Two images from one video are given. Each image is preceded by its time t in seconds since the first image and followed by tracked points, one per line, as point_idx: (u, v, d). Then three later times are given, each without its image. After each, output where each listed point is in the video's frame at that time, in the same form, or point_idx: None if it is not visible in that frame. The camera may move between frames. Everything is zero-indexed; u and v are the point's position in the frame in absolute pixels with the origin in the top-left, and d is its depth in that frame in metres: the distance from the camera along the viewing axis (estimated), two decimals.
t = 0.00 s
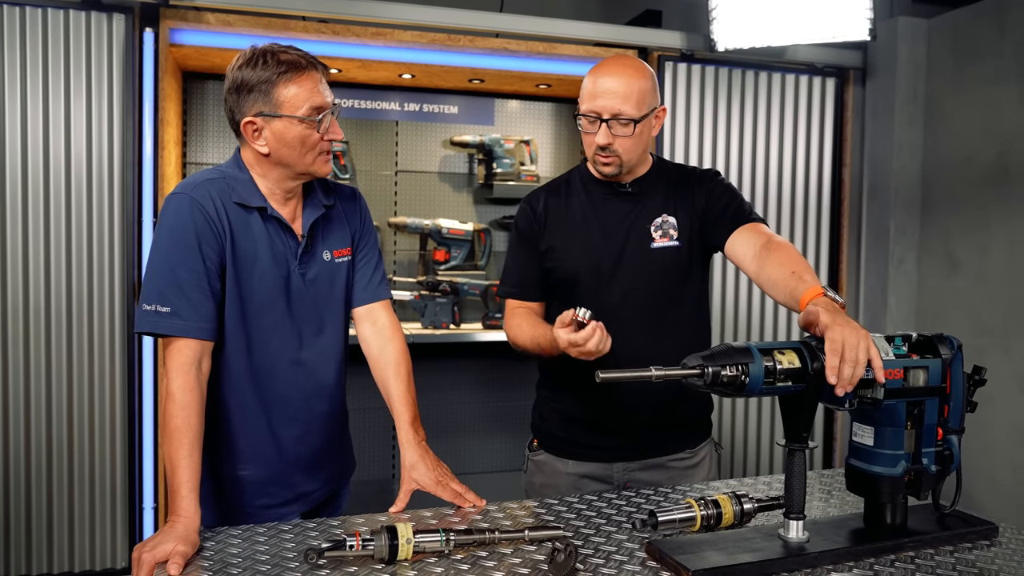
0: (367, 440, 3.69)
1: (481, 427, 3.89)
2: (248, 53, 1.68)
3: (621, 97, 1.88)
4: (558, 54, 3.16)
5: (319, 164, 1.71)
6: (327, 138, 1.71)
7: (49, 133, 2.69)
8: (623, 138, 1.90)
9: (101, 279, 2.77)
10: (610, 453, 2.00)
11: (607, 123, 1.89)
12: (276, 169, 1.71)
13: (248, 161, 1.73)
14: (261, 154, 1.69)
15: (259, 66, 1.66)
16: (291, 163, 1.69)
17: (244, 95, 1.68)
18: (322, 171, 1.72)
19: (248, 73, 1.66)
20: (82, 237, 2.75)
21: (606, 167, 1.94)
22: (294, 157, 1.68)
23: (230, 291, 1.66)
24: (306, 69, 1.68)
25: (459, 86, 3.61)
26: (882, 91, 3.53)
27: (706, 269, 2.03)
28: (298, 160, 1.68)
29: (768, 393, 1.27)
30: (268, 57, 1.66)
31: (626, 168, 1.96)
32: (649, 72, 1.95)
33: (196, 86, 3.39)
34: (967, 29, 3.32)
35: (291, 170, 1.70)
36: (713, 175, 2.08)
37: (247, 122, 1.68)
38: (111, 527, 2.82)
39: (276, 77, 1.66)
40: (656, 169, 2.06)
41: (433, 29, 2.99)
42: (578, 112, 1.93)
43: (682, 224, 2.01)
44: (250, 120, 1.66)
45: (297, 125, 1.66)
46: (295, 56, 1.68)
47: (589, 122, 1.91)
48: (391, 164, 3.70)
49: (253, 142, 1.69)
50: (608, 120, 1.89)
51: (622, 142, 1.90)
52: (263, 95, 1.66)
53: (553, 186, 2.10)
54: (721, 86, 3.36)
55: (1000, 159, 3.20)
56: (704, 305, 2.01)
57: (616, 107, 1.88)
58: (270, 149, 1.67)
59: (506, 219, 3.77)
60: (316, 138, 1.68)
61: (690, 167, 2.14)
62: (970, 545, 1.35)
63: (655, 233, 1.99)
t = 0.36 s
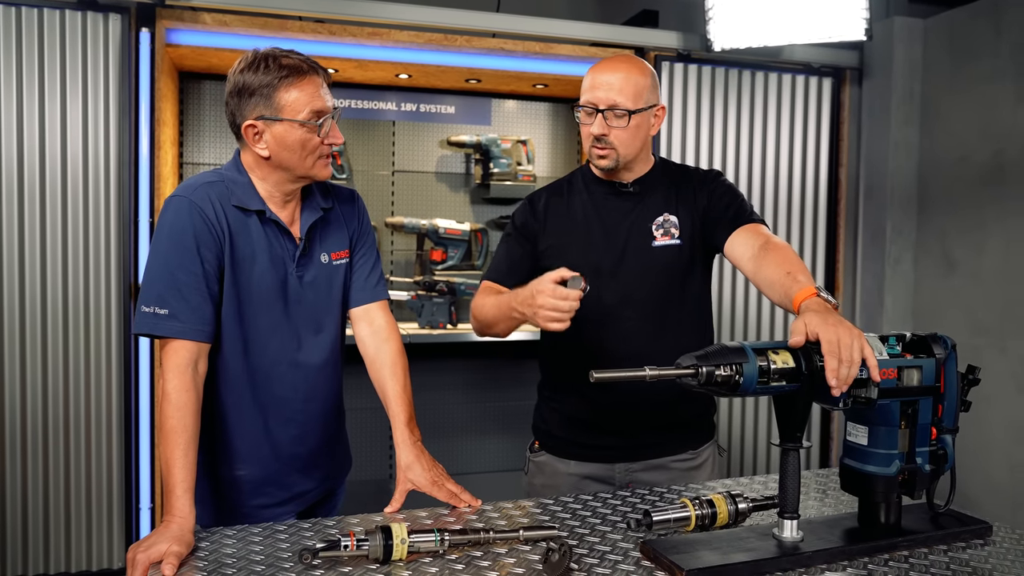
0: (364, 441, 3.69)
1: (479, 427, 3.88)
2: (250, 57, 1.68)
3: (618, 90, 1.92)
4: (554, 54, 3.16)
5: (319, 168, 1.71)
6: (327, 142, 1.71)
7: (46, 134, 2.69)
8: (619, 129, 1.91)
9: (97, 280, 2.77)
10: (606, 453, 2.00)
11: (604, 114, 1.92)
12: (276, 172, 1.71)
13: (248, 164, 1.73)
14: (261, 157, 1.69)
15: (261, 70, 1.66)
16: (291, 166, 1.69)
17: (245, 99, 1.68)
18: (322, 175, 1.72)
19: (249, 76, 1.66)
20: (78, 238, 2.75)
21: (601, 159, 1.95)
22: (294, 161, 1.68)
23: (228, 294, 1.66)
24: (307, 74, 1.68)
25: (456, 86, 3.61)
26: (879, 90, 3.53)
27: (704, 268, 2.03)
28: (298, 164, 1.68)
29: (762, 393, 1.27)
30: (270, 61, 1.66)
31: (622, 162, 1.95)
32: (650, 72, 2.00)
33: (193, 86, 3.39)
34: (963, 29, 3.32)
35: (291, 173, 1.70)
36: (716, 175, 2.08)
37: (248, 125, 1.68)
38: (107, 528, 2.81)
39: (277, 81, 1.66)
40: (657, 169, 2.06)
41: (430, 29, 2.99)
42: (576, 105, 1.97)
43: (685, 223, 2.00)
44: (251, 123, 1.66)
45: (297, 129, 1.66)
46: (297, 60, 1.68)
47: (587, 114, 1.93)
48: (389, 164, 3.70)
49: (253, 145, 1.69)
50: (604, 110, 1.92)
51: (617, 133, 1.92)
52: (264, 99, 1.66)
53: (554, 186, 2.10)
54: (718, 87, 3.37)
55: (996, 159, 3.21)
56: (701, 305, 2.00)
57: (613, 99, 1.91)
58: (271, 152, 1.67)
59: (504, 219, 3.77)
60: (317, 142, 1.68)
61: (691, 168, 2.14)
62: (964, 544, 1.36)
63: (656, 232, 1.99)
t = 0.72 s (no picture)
0: (361, 440, 3.69)
1: (476, 427, 3.89)
2: (240, 57, 1.68)
3: (600, 80, 2.01)
4: (551, 54, 3.16)
5: (309, 168, 1.71)
6: (316, 142, 1.71)
7: (42, 133, 2.69)
8: (593, 116, 1.99)
9: (94, 279, 2.77)
10: (602, 452, 2.00)
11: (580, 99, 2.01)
12: (266, 172, 1.71)
13: (238, 163, 1.74)
14: (250, 156, 1.69)
15: (250, 70, 1.67)
16: (280, 166, 1.68)
17: (234, 98, 1.68)
18: (311, 175, 1.72)
19: (239, 76, 1.67)
20: (75, 237, 2.75)
21: (579, 146, 2.03)
22: (283, 160, 1.67)
23: (219, 293, 1.67)
24: (297, 73, 1.69)
25: (454, 85, 3.62)
26: (875, 90, 3.54)
27: (704, 270, 2.02)
28: (287, 164, 1.68)
29: (756, 393, 1.27)
30: (259, 61, 1.67)
31: (598, 151, 2.00)
32: (643, 70, 2.05)
33: (190, 86, 3.39)
34: (959, 30, 3.33)
35: (280, 173, 1.70)
36: (718, 175, 2.05)
37: (237, 124, 1.68)
38: (105, 527, 2.81)
39: (266, 80, 1.67)
40: (656, 166, 2.07)
41: (427, 29, 2.99)
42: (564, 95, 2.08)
43: (683, 223, 2.00)
44: (240, 122, 1.67)
45: (287, 128, 1.67)
46: (286, 60, 1.69)
47: (567, 100, 2.03)
48: (386, 163, 3.70)
49: (242, 144, 1.69)
50: (583, 97, 2.00)
51: (590, 119, 1.99)
52: (253, 98, 1.67)
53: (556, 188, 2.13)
54: (715, 86, 3.37)
55: (992, 159, 3.21)
56: (697, 305, 2.00)
57: (593, 87, 2.00)
58: (260, 151, 1.67)
59: (501, 219, 3.77)
60: (306, 142, 1.68)
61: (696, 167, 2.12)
62: (957, 543, 1.36)
63: (652, 232, 1.99)
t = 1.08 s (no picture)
0: (361, 440, 3.69)
1: (475, 426, 3.89)
2: (233, 56, 1.69)
3: (595, 75, 2.01)
4: (550, 53, 3.16)
5: (302, 165, 1.70)
6: (309, 137, 1.70)
7: (41, 132, 2.69)
8: (589, 111, 2.00)
9: (93, 279, 2.77)
10: (600, 451, 2.00)
11: (577, 94, 2.01)
12: (260, 168, 1.71)
13: (232, 160, 1.74)
14: (243, 153, 1.70)
15: (242, 66, 1.67)
16: (273, 162, 1.69)
17: (226, 94, 1.69)
18: (305, 172, 1.72)
19: (231, 73, 1.68)
20: (75, 237, 2.75)
21: (577, 141, 2.04)
22: (276, 156, 1.67)
23: (215, 291, 1.67)
24: (288, 68, 1.69)
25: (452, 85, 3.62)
26: (873, 89, 3.55)
27: (704, 266, 2.02)
28: (280, 160, 1.68)
29: (754, 391, 1.28)
30: (251, 57, 1.68)
31: (595, 146, 2.01)
32: (639, 63, 2.04)
33: (189, 85, 3.40)
34: (957, 30, 3.34)
35: (273, 170, 1.70)
36: (720, 172, 2.06)
37: (229, 121, 1.69)
38: (104, 526, 2.82)
39: (258, 76, 1.67)
40: (656, 162, 2.07)
41: (426, 28, 2.99)
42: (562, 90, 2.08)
43: (684, 219, 2.00)
44: (232, 118, 1.67)
45: (278, 124, 1.66)
46: (277, 56, 1.69)
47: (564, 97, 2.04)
48: (385, 163, 3.70)
49: (235, 141, 1.69)
50: (579, 92, 2.01)
51: (587, 114, 2.00)
52: (245, 94, 1.67)
53: (555, 185, 2.12)
54: (713, 85, 3.38)
55: (989, 158, 3.22)
56: (696, 304, 2.01)
57: (588, 82, 2.01)
58: (252, 148, 1.68)
59: (500, 219, 3.77)
60: (298, 138, 1.68)
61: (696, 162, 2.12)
62: (954, 540, 1.37)
63: (652, 229, 1.99)
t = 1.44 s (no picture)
0: (360, 439, 3.70)
1: (475, 426, 3.90)
2: (238, 55, 1.69)
3: (577, 90, 1.97)
4: (549, 53, 3.16)
5: (295, 171, 1.71)
6: (304, 146, 1.71)
7: (42, 132, 2.70)
8: (578, 128, 1.97)
9: (93, 278, 2.78)
10: (599, 450, 2.01)
11: (564, 112, 1.98)
12: (253, 170, 1.72)
13: (229, 159, 1.75)
14: (239, 153, 1.71)
15: (245, 67, 1.67)
16: (266, 166, 1.69)
17: (226, 93, 1.69)
18: (298, 177, 1.72)
19: (233, 73, 1.68)
20: (75, 236, 2.75)
21: (569, 157, 2.02)
22: (269, 160, 1.68)
23: (214, 290, 1.68)
24: (290, 76, 1.69)
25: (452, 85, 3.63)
26: (872, 88, 3.55)
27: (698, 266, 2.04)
28: (272, 164, 1.68)
29: (752, 389, 1.29)
30: (255, 59, 1.67)
31: (588, 159, 2.00)
32: (619, 68, 2.01)
33: (189, 85, 3.40)
34: (956, 29, 3.34)
35: (267, 173, 1.71)
36: (710, 175, 2.08)
37: (225, 119, 1.70)
38: (104, 525, 2.82)
39: (258, 79, 1.67)
40: (646, 166, 2.07)
41: (426, 28, 3.00)
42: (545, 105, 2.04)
43: (677, 220, 2.01)
44: (228, 118, 1.68)
45: (272, 130, 1.66)
46: (282, 61, 1.69)
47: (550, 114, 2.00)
48: (385, 163, 3.71)
49: (231, 140, 1.70)
50: (564, 110, 1.98)
51: (576, 132, 1.97)
52: (243, 96, 1.68)
53: (546, 190, 2.12)
54: (712, 84, 3.38)
55: (988, 158, 3.22)
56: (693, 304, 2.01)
57: (572, 98, 1.97)
58: (247, 149, 1.69)
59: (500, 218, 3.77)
60: (293, 144, 1.68)
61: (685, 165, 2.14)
62: (951, 538, 1.38)
63: (647, 230, 2.00)
